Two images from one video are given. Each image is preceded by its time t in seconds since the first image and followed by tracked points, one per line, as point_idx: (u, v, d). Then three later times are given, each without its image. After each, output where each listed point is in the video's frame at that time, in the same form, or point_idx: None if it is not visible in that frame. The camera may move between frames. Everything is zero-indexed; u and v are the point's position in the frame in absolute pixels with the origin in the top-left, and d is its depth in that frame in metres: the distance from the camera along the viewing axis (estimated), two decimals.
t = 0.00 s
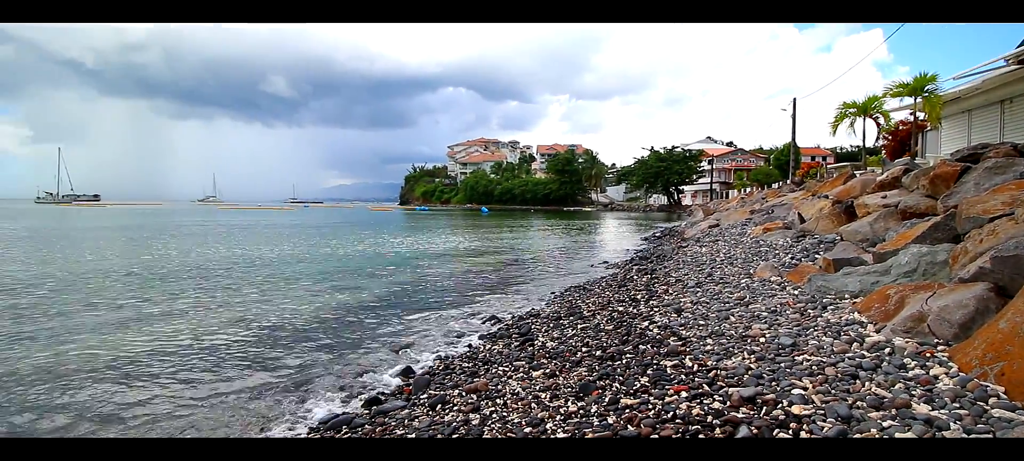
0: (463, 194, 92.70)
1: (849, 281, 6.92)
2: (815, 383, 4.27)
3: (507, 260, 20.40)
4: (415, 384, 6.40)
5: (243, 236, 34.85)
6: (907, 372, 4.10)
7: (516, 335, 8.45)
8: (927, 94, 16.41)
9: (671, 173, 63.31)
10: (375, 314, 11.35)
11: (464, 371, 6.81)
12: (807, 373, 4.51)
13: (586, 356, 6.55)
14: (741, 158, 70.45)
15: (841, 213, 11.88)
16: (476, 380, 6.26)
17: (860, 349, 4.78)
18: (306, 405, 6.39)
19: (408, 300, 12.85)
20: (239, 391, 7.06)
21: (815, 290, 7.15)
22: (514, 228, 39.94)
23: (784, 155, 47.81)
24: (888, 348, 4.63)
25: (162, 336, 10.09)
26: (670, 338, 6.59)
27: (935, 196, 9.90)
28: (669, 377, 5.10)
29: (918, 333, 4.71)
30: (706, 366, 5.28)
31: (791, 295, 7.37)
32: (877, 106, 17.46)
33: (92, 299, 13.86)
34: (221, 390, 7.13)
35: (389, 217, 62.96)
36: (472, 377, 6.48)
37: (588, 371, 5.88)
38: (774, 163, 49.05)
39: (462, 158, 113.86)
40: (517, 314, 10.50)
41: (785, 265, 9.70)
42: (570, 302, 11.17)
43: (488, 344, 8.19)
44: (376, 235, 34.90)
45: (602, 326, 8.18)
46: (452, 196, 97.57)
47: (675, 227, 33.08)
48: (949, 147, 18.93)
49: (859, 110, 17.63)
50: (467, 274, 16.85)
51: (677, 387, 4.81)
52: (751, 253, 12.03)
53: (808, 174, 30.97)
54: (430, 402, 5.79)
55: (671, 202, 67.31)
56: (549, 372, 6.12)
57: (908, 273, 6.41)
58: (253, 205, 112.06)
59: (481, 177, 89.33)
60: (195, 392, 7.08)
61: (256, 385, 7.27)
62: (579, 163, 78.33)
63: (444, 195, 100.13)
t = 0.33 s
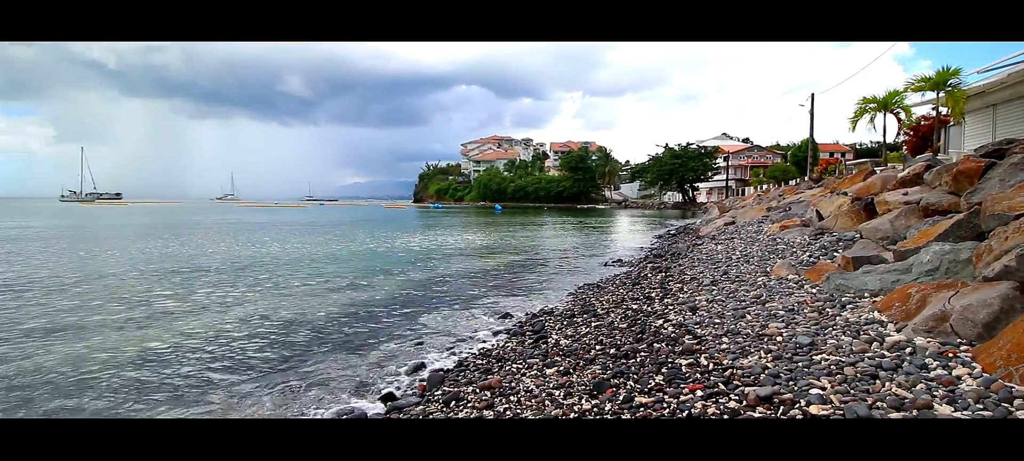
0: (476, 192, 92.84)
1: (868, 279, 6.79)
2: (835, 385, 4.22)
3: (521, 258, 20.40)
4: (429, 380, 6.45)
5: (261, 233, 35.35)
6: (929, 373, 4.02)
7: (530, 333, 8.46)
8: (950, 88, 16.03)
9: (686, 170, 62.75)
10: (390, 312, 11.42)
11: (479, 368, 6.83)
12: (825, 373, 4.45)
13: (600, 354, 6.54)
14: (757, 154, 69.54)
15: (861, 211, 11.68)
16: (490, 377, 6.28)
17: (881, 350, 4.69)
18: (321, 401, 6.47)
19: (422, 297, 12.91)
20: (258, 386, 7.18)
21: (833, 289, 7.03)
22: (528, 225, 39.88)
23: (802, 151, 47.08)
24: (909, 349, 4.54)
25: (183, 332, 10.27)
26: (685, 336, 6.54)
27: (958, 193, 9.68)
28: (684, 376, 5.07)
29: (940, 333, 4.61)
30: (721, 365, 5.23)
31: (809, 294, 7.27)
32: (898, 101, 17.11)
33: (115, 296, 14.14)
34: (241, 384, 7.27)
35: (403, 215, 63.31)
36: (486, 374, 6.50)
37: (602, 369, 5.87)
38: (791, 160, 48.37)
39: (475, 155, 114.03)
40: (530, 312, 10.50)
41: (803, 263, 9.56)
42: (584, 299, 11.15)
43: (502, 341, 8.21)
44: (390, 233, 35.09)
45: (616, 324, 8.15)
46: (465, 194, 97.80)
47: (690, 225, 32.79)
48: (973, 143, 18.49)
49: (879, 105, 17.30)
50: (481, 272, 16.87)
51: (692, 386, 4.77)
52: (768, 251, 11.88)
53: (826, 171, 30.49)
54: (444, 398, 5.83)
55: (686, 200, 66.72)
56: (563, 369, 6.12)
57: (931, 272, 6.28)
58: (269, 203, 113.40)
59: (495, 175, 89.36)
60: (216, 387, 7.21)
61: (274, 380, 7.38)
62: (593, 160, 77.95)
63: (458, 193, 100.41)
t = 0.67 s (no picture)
0: (490, 190, 92.83)
1: (890, 279, 6.65)
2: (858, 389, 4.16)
3: (535, 256, 20.34)
4: (445, 377, 6.49)
5: (277, 231, 35.66)
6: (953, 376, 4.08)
7: (544, 331, 8.45)
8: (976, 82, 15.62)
9: (702, 167, 62.13)
10: (404, 309, 11.47)
11: (493, 365, 6.85)
12: (846, 373, 4.47)
13: (615, 353, 6.51)
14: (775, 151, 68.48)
15: (882, 208, 11.45)
16: (505, 375, 6.29)
17: (903, 350, 4.65)
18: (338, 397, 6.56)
19: (436, 296, 12.95)
20: (278, 383, 7.28)
21: (854, 288, 6.90)
22: (541, 224, 39.81)
23: (821, 148, 46.28)
24: (933, 348, 4.51)
25: (203, 329, 10.42)
26: (701, 335, 6.49)
27: (985, 190, 9.45)
28: (700, 375, 5.04)
29: (965, 333, 4.55)
30: (739, 364, 5.19)
31: (828, 292, 7.16)
32: (921, 95, 16.73)
33: (134, 294, 14.34)
34: (262, 381, 7.38)
35: (416, 213, 63.56)
36: (500, 372, 6.52)
37: (617, 367, 5.85)
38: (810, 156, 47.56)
39: (489, 153, 114.02)
40: (545, 309, 10.54)
41: (822, 261, 9.41)
42: (599, 298, 11.09)
43: (518, 339, 8.22)
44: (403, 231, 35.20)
45: (631, 322, 8.10)
46: (479, 192, 97.85)
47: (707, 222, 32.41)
48: (1000, 139, 18.02)
49: (901, 100, 16.93)
50: (495, 270, 16.87)
51: (709, 386, 4.75)
52: (787, 249, 11.72)
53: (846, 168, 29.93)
54: (459, 395, 5.86)
55: (701, 197, 65.99)
56: (578, 368, 6.11)
57: (956, 270, 6.15)
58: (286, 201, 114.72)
59: (509, 172, 89.24)
60: (237, 384, 7.34)
61: (294, 376, 7.47)
62: (607, 158, 77.47)
63: (472, 191, 100.52)
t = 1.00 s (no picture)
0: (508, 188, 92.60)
1: (920, 278, 6.45)
2: (880, 408, 4.30)
3: (552, 254, 20.23)
4: (465, 375, 6.54)
5: (298, 230, 36.08)
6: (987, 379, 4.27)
7: (563, 330, 8.43)
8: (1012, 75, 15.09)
9: (723, 165, 61.24)
10: (423, 308, 11.54)
11: (513, 364, 6.87)
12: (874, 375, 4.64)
13: (635, 352, 6.47)
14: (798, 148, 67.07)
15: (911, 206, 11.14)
16: (525, 373, 6.31)
17: (935, 351, 4.79)
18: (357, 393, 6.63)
19: (455, 294, 12.99)
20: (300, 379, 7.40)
21: (882, 288, 6.72)
22: (559, 222, 39.54)
23: (847, 144, 45.16)
24: (967, 350, 4.70)
25: (226, 326, 10.61)
26: (723, 335, 6.41)
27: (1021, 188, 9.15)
28: (723, 376, 5.03)
29: (1000, 335, 4.71)
30: (762, 365, 5.15)
31: (855, 292, 7.00)
32: (953, 90, 16.24)
33: (158, 291, 14.62)
34: (284, 377, 7.51)
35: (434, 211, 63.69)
36: (520, 369, 6.54)
37: (637, 367, 5.83)
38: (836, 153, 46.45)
39: (506, 152, 113.77)
40: (564, 308, 10.56)
41: (848, 261, 9.22)
42: (619, 297, 11.02)
43: (537, 337, 8.22)
44: (420, 229, 35.28)
45: (651, 322, 8.04)
46: (497, 190, 97.73)
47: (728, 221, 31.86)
48: None
49: (932, 95, 16.43)
50: (513, 269, 16.84)
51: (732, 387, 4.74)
52: (812, 248, 11.49)
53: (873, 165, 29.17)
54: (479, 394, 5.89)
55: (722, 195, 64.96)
56: (597, 367, 6.10)
57: (991, 269, 5.98)
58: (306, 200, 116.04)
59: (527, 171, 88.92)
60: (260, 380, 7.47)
61: (315, 374, 7.58)
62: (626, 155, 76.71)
63: (489, 190, 100.49)
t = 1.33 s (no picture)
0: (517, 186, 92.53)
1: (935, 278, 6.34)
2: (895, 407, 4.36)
3: (561, 253, 20.17)
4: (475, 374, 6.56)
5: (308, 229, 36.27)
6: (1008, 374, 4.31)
7: (572, 328, 8.42)
8: None
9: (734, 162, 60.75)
10: (431, 306, 11.55)
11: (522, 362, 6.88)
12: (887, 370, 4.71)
13: (644, 350, 6.46)
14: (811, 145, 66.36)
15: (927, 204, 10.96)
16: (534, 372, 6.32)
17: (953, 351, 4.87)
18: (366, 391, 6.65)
19: (463, 292, 12.99)
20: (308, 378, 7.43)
21: (897, 287, 6.63)
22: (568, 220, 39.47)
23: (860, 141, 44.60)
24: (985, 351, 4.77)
25: (236, 323, 10.69)
26: (734, 334, 6.35)
27: None
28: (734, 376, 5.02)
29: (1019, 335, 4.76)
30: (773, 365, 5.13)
31: (869, 291, 6.91)
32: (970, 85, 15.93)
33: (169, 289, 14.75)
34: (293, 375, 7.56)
35: (444, 209, 63.84)
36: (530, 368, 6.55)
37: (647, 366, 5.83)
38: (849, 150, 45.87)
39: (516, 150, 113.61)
40: (573, 306, 10.57)
41: (862, 260, 9.09)
42: (628, 295, 10.97)
43: (546, 335, 8.22)
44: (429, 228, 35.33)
45: (661, 320, 8.01)
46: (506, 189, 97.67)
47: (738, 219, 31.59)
48: None
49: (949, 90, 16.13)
50: (522, 267, 16.84)
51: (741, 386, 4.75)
52: (825, 246, 11.36)
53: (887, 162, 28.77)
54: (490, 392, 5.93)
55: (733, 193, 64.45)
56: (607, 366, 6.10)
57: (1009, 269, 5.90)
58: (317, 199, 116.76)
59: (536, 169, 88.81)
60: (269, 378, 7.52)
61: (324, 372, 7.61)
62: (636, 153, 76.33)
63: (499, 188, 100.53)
